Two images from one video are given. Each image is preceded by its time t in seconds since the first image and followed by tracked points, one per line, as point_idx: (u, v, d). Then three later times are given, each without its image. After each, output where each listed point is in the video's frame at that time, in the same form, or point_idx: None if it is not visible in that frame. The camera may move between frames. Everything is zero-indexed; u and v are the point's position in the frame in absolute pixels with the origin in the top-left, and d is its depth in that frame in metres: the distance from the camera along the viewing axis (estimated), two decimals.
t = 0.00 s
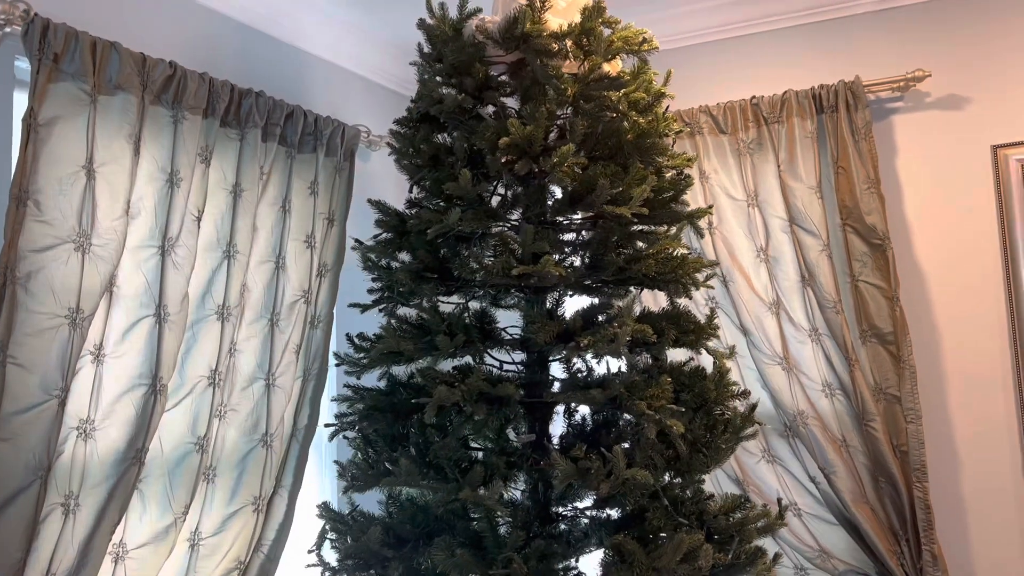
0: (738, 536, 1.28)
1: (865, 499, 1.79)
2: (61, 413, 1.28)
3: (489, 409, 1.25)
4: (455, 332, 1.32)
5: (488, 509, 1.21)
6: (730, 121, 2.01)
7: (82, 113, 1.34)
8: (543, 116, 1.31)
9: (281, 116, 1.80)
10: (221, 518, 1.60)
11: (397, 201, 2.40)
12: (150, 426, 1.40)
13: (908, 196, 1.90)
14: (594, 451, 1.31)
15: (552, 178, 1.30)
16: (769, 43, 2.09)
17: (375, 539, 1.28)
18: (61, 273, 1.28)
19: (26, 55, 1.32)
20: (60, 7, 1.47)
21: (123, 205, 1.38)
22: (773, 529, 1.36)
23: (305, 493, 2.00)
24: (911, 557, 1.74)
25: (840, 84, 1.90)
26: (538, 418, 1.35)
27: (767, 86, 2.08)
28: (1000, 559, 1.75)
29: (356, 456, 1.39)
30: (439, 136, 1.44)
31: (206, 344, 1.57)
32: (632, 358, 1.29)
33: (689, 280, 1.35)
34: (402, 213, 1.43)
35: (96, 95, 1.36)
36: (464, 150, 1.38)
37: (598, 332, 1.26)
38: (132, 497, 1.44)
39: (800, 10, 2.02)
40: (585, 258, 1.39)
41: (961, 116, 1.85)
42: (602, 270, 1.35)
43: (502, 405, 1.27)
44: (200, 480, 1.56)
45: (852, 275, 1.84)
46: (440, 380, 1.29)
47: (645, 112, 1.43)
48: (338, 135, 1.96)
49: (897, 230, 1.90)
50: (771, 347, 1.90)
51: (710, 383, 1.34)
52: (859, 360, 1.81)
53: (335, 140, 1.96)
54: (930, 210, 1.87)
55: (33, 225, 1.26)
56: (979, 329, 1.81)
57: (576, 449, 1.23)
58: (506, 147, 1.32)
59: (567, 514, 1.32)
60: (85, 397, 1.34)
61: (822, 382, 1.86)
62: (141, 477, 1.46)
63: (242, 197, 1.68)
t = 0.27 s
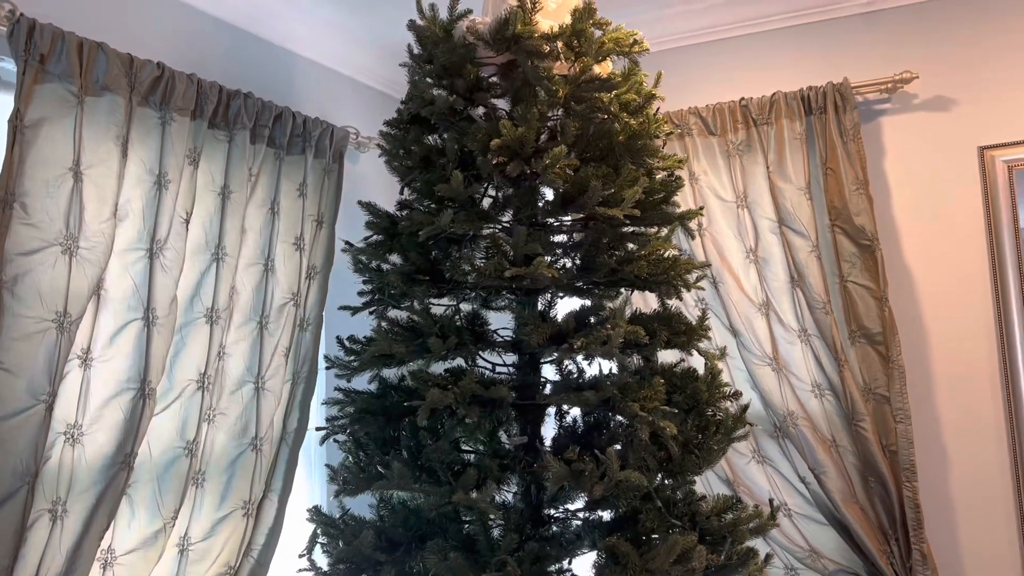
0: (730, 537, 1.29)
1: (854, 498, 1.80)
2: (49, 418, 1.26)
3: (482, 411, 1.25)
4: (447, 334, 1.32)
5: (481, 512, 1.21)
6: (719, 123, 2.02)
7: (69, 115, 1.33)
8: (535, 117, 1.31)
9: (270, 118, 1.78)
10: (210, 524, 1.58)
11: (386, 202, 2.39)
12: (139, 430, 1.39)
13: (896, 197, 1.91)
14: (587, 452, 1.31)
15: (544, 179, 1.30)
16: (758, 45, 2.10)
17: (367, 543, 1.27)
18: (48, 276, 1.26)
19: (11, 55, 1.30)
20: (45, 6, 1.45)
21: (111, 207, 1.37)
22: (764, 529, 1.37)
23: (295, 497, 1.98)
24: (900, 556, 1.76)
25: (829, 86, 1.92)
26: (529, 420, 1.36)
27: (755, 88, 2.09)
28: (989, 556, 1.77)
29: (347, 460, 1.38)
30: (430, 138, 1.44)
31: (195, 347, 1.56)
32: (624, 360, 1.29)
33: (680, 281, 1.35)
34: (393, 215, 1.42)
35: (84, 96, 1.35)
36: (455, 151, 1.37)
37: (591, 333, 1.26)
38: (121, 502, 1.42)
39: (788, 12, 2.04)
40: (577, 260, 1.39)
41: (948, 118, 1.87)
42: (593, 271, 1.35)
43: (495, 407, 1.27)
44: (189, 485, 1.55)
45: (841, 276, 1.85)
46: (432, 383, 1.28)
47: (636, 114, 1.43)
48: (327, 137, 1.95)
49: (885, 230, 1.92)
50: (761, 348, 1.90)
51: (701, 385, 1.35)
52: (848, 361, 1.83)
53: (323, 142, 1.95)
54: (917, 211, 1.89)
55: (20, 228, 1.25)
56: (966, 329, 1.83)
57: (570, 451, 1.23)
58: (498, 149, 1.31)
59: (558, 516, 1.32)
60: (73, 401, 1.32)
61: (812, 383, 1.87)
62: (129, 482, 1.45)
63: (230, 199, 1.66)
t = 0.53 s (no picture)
0: (730, 539, 1.28)
1: (852, 499, 1.80)
2: (45, 423, 1.25)
3: (482, 414, 1.24)
4: (446, 337, 1.31)
5: (481, 515, 1.20)
6: (716, 124, 2.02)
7: (65, 117, 1.32)
8: (534, 118, 1.31)
9: (266, 120, 1.77)
10: (208, 528, 1.57)
11: (382, 204, 2.38)
12: (136, 434, 1.38)
13: (892, 198, 1.92)
14: (587, 454, 1.31)
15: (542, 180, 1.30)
16: (754, 46, 2.10)
17: (366, 546, 1.27)
18: (44, 279, 1.25)
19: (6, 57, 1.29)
20: (40, 8, 1.44)
21: (108, 210, 1.36)
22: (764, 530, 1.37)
23: (292, 501, 1.97)
24: (899, 556, 1.76)
25: (825, 87, 1.92)
26: (528, 422, 1.36)
27: (752, 89, 2.09)
28: (987, 556, 1.77)
29: (346, 463, 1.38)
30: (428, 139, 1.43)
31: (192, 351, 1.54)
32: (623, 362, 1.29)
33: (679, 282, 1.35)
34: (390, 217, 1.42)
35: (79, 98, 1.34)
36: (453, 153, 1.36)
37: (590, 335, 1.26)
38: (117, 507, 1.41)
39: (784, 14, 2.04)
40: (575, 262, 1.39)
41: (944, 119, 1.88)
42: (592, 273, 1.35)
43: (495, 410, 1.26)
44: (186, 489, 1.54)
45: (838, 277, 1.86)
46: (431, 385, 1.28)
47: (634, 115, 1.43)
48: (323, 139, 1.94)
49: (882, 231, 1.92)
50: (759, 349, 1.91)
51: (701, 386, 1.35)
52: (846, 361, 1.83)
53: (319, 143, 1.94)
54: (913, 212, 1.90)
55: (15, 231, 1.24)
56: (963, 329, 1.83)
57: (570, 453, 1.23)
58: (496, 150, 1.31)
59: (557, 519, 1.31)
60: (69, 405, 1.31)
61: (809, 384, 1.87)
62: (126, 487, 1.44)
63: (227, 202, 1.65)
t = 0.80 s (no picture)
0: (736, 541, 1.27)
1: (857, 501, 1.80)
2: (44, 427, 1.23)
3: (486, 416, 1.23)
4: (450, 339, 1.30)
5: (486, 518, 1.19)
6: (717, 125, 2.01)
7: (63, 118, 1.30)
8: (537, 118, 1.30)
9: (266, 121, 1.76)
10: (208, 532, 1.55)
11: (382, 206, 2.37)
12: (135, 438, 1.36)
13: (895, 198, 1.91)
14: (592, 455, 1.30)
15: (545, 180, 1.28)
16: (755, 47, 2.10)
17: (370, 550, 1.25)
18: (42, 282, 1.23)
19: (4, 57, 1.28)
20: (38, 8, 1.43)
21: (107, 212, 1.34)
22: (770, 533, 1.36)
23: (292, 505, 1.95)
24: (903, 558, 1.75)
25: (827, 87, 1.92)
26: (531, 425, 1.34)
27: (753, 90, 2.09)
28: (992, 557, 1.76)
29: (348, 467, 1.36)
30: (429, 140, 1.42)
31: (192, 354, 1.53)
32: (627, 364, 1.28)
33: (683, 283, 1.34)
34: (392, 219, 1.41)
35: (78, 99, 1.32)
36: (456, 153, 1.35)
37: (595, 336, 1.25)
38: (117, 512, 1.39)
39: (784, 14, 2.04)
40: (578, 263, 1.38)
41: (946, 118, 1.88)
42: (596, 274, 1.34)
43: (499, 412, 1.25)
44: (186, 494, 1.52)
45: (842, 278, 1.85)
46: (434, 387, 1.26)
47: (637, 115, 1.42)
48: (322, 140, 1.93)
49: (885, 231, 1.92)
50: (762, 350, 1.90)
51: (706, 388, 1.34)
52: (849, 362, 1.82)
53: (319, 145, 1.92)
54: (916, 211, 1.89)
55: (14, 233, 1.22)
56: (967, 328, 1.83)
57: (576, 456, 1.22)
58: (499, 150, 1.30)
59: (560, 522, 1.31)
60: (68, 410, 1.29)
61: (813, 385, 1.86)
62: (125, 492, 1.42)
63: (226, 204, 1.64)
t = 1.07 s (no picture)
0: (746, 551, 1.25)
1: (866, 509, 1.77)
2: (41, 437, 1.21)
3: (491, 425, 1.21)
4: (453, 346, 1.28)
5: (491, 529, 1.17)
6: (721, 128, 2.00)
7: (61, 124, 1.29)
8: (541, 121, 1.28)
9: (265, 126, 1.74)
10: (208, 544, 1.53)
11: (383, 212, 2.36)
12: (134, 448, 1.34)
13: (902, 202, 1.90)
14: (599, 464, 1.28)
15: (550, 185, 1.26)
16: (758, 50, 2.09)
17: (372, 563, 1.23)
18: (39, 290, 1.21)
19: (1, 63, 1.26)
20: (36, 13, 1.42)
21: (105, 218, 1.33)
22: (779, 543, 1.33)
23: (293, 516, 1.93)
24: (914, 567, 1.72)
25: (833, 90, 1.90)
26: (536, 433, 1.32)
27: (757, 93, 2.08)
28: (1004, 566, 1.74)
29: (350, 477, 1.34)
30: (432, 145, 1.41)
31: (192, 363, 1.51)
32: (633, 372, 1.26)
33: (690, 288, 1.32)
34: (395, 224, 1.39)
35: (76, 105, 1.31)
36: (459, 158, 1.33)
37: (602, 343, 1.23)
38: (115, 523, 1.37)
39: (788, 17, 2.03)
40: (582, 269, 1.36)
41: (953, 121, 1.86)
42: (601, 279, 1.32)
43: (503, 420, 1.23)
44: (186, 504, 1.49)
45: (848, 283, 1.83)
46: (438, 396, 1.24)
47: (642, 118, 1.40)
48: (323, 146, 1.91)
49: (892, 235, 1.90)
50: (768, 356, 1.88)
51: (714, 395, 1.31)
52: (857, 368, 1.80)
53: (320, 150, 1.91)
54: (924, 215, 1.87)
55: (10, 240, 1.20)
56: (977, 333, 1.80)
57: (583, 465, 1.20)
58: (503, 155, 1.28)
59: (565, 532, 1.28)
60: (65, 420, 1.27)
61: (820, 391, 1.84)
62: (124, 503, 1.40)
63: (226, 210, 1.62)
